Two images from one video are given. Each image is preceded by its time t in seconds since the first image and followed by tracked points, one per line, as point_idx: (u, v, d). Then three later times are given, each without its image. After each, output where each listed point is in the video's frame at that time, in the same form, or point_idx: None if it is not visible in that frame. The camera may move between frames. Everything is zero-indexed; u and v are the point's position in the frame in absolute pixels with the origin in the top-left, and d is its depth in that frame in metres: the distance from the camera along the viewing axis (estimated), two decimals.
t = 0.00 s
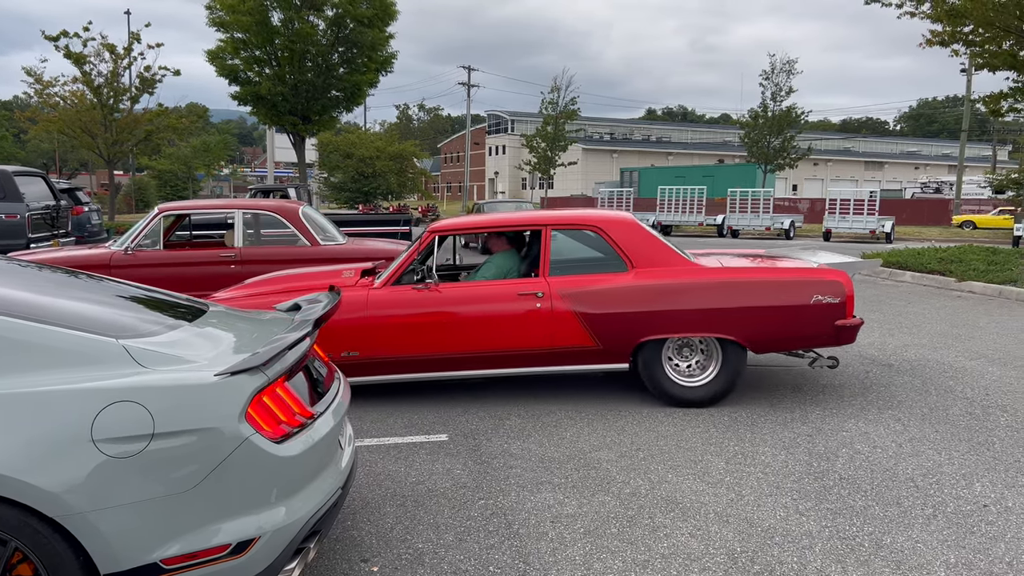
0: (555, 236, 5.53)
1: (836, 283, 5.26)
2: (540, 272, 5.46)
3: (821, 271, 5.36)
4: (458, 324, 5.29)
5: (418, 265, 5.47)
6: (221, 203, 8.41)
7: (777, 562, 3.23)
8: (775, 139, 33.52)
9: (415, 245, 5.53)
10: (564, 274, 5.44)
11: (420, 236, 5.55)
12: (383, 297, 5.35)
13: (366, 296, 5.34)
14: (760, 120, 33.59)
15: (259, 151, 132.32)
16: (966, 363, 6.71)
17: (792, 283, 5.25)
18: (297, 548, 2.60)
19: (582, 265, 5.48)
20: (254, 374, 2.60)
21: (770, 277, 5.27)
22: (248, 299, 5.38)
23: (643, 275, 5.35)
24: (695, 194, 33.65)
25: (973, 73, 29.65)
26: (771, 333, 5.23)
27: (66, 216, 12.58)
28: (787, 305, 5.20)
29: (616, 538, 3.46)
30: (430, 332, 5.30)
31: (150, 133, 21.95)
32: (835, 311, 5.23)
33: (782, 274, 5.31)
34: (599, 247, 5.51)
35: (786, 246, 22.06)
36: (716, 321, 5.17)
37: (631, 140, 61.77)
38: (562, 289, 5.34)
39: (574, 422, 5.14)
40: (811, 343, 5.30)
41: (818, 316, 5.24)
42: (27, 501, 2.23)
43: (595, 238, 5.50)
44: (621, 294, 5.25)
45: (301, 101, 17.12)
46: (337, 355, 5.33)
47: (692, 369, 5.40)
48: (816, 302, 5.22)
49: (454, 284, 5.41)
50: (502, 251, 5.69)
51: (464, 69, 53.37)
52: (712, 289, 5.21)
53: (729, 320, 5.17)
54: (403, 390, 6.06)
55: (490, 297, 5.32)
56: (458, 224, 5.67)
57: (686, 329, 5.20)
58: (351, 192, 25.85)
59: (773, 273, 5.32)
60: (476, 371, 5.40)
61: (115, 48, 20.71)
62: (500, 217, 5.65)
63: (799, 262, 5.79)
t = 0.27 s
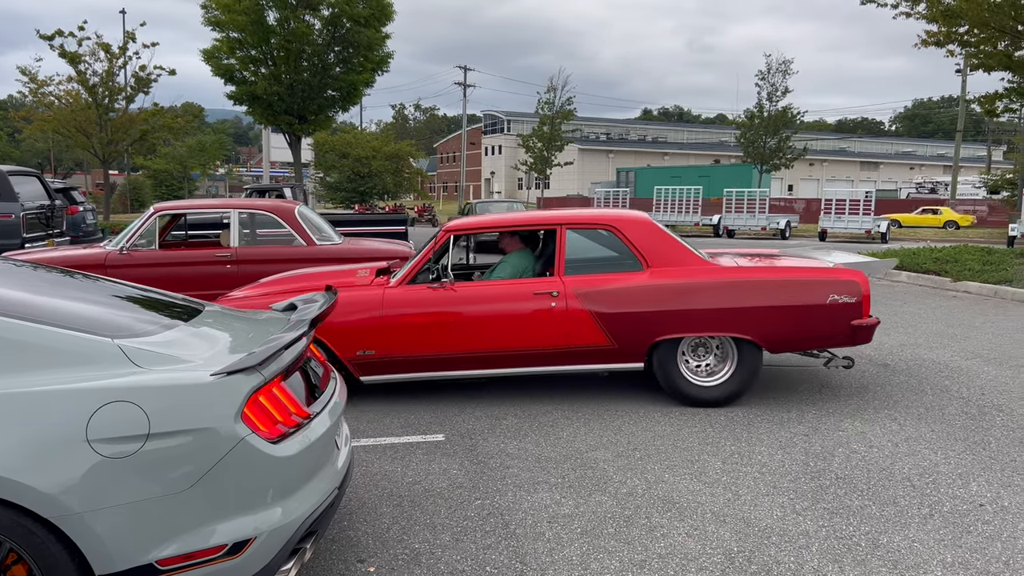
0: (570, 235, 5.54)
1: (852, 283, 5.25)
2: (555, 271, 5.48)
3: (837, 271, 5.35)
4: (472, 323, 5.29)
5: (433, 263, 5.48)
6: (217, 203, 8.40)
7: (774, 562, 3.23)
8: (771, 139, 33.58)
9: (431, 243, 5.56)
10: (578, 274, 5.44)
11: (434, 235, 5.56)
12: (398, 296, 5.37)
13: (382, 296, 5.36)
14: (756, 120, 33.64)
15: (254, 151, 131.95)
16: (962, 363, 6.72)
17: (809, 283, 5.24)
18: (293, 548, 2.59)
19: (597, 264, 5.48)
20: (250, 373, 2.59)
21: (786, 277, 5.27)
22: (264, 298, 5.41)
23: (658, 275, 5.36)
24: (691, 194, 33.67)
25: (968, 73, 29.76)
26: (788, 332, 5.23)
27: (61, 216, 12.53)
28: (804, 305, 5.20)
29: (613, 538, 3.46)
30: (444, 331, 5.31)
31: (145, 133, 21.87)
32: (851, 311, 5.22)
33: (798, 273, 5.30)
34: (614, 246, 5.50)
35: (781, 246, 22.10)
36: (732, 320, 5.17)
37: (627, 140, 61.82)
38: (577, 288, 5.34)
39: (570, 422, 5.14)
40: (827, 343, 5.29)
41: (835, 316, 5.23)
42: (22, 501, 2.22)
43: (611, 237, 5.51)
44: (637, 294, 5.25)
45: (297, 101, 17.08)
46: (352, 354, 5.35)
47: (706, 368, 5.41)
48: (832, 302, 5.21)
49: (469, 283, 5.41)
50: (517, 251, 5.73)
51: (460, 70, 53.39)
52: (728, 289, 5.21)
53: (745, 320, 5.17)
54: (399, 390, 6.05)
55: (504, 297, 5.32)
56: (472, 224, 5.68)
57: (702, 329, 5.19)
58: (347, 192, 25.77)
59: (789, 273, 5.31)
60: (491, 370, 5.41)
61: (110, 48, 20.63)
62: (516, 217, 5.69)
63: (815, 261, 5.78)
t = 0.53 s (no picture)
0: (583, 235, 5.55)
1: (867, 283, 5.26)
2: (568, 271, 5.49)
3: (852, 271, 5.35)
4: (484, 323, 5.32)
5: (446, 264, 5.54)
6: (212, 203, 8.38)
7: (770, 562, 3.24)
8: (766, 140, 33.67)
9: (446, 243, 5.58)
10: (592, 274, 5.45)
11: (449, 235, 5.58)
12: (413, 296, 5.41)
13: (397, 295, 5.41)
14: (751, 120, 33.70)
15: (250, 150, 131.72)
16: (957, 363, 6.74)
17: (823, 283, 5.25)
18: (289, 549, 2.59)
19: (611, 264, 5.50)
20: (246, 374, 2.58)
21: (801, 277, 5.28)
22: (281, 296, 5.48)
23: (672, 275, 5.37)
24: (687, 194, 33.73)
25: (962, 74, 29.84)
26: (803, 332, 5.24)
27: (56, 216, 12.50)
28: (818, 305, 5.21)
29: (609, 538, 3.46)
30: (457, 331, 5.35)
31: (140, 132, 21.83)
32: (865, 311, 5.23)
33: (813, 273, 5.31)
34: (627, 246, 5.52)
35: (776, 246, 22.15)
36: (747, 320, 5.19)
37: (623, 140, 61.90)
38: (591, 288, 5.36)
39: (566, 422, 5.14)
40: (841, 343, 5.30)
41: (849, 316, 5.24)
42: (17, 504, 2.21)
43: (624, 237, 5.52)
44: (652, 294, 5.27)
45: (292, 101, 17.07)
46: (368, 354, 5.41)
47: (720, 369, 5.41)
48: (846, 301, 5.22)
49: (482, 283, 5.43)
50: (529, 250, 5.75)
51: (456, 70, 53.41)
52: (742, 289, 5.22)
53: (760, 319, 5.18)
54: (395, 390, 6.05)
55: (518, 297, 5.35)
56: (485, 223, 5.69)
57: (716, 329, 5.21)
58: (343, 192, 25.74)
59: (804, 273, 5.32)
60: (503, 370, 5.43)
61: (105, 48, 20.59)
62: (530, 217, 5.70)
63: (828, 260, 5.78)
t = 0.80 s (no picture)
0: (596, 235, 5.55)
1: (880, 283, 5.25)
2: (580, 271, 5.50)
3: (864, 271, 5.35)
4: (493, 324, 5.32)
5: (458, 263, 5.55)
6: (207, 203, 8.35)
7: (765, 562, 3.24)
8: (762, 140, 33.70)
9: (458, 243, 5.60)
10: (604, 274, 5.45)
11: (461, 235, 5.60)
12: (425, 296, 5.41)
13: (408, 295, 5.40)
14: (747, 121, 33.75)
15: (245, 150, 131.39)
16: (952, 363, 6.76)
17: (836, 283, 5.24)
18: (282, 550, 2.58)
19: (622, 264, 5.50)
20: (239, 374, 2.57)
21: (814, 277, 5.28)
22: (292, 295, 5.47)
23: (685, 275, 5.37)
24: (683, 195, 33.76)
25: (957, 75, 29.93)
26: (816, 332, 5.24)
27: (49, 216, 12.44)
28: (832, 305, 5.20)
29: (604, 538, 3.45)
30: (468, 331, 5.35)
31: (135, 132, 21.74)
32: (878, 311, 5.23)
33: (826, 273, 5.31)
34: (639, 245, 5.52)
35: (772, 246, 22.19)
36: (760, 320, 5.18)
37: (619, 140, 61.95)
38: (603, 288, 5.36)
39: (561, 422, 5.14)
40: (854, 343, 5.30)
41: (863, 316, 5.23)
42: (7, 505, 2.20)
43: (636, 237, 5.52)
44: (664, 294, 5.27)
45: (288, 101, 17.02)
46: (380, 353, 5.41)
47: (733, 369, 5.40)
48: (859, 301, 5.22)
49: (494, 283, 5.44)
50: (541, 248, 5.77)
51: (452, 70, 53.39)
52: (755, 289, 5.21)
53: (773, 319, 5.18)
54: (390, 391, 6.04)
55: (528, 297, 5.36)
56: (497, 223, 5.70)
57: (729, 329, 5.20)
58: (338, 192, 25.69)
59: (817, 273, 5.31)
60: (511, 370, 5.43)
61: (100, 47, 20.50)
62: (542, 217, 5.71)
63: (840, 260, 5.78)
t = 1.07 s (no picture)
0: (607, 234, 5.57)
1: (892, 283, 5.24)
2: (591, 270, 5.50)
3: (876, 271, 5.34)
4: (502, 324, 5.34)
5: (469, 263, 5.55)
6: (199, 203, 8.30)
7: (759, 562, 3.24)
8: (756, 140, 33.79)
9: (470, 243, 5.61)
10: (615, 274, 5.46)
11: (472, 234, 5.62)
12: (437, 295, 5.42)
13: (419, 295, 5.42)
14: (741, 121, 33.82)
15: (239, 150, 131.03)
16: (947, 363, 6.78)
17: (848, 283, 5.24)
18: (276, 552, 2.56)
19: (633, 264, 5.51)
20: (232, 375, 2.55)
21: (826, 276, 5.28)
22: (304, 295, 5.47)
23: (696, 274, 5.38)
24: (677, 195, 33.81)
25: (950, 75, 30.06)
26: (828, 332, 5.23)
27: (41, 216, 12.37)
28: (843, 304, 5.20)
29: (599, 539, 3.45)
30: (477, 331, 5.36)
31: (128, 131, 21.64)
32: (890, 310, 5.21)
33: (838, 273, 5.30)
34: (650, 245, 5.53)
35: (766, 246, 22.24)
36: (771, 319, 5.18)
37: (613, 140, 62.04)
38: (614, 288, 5.37)
39: (556, 422, 5.13)
40: (867, 343, 5.29)
41: (874, 316, 5.22)
42: None
43: (647, 237, 5.54)
44: (675, 293, 5.28)
45: (282, 100, 16.97)
46: (391, 352, 5.42)
47: (744, 368, 5.40)
48: (871, 301, 5.21)
49: (505, 283, 5.46)
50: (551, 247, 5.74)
51: (447, 70, 53.33)
52: (767, 288, 5.21)
53: (785, 319, 5.18)
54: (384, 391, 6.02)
55: (537, 297, 5.37)
56: (507, 222, 5.72)
57: (741, 328, 5.20)
58: (332, 191, 25.64)
59: (829, 272, 5.31)
60: (519, 369, 5.44)
61: (92, 46, 20.40)
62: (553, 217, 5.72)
63: (852, 260, 5.77)
